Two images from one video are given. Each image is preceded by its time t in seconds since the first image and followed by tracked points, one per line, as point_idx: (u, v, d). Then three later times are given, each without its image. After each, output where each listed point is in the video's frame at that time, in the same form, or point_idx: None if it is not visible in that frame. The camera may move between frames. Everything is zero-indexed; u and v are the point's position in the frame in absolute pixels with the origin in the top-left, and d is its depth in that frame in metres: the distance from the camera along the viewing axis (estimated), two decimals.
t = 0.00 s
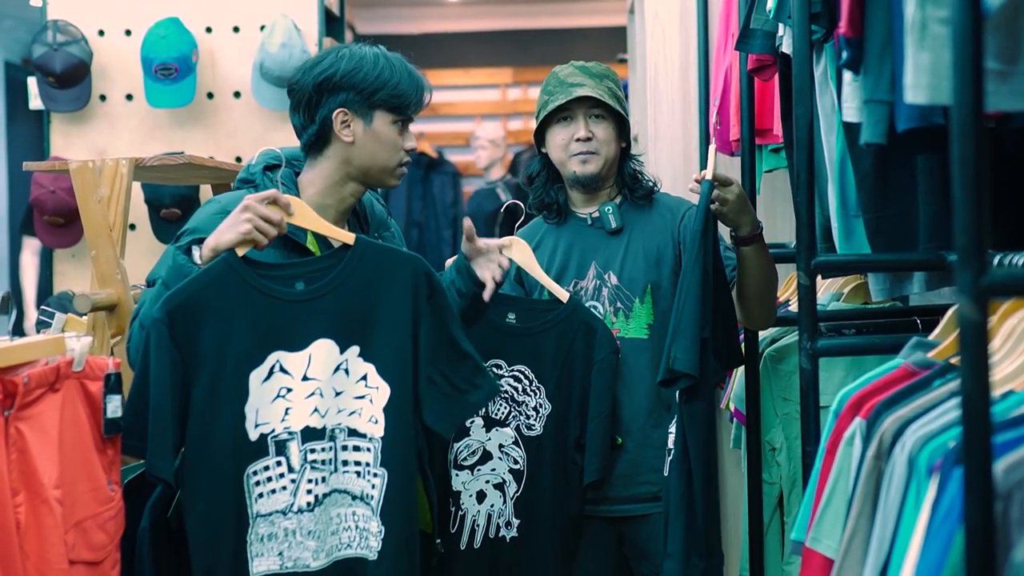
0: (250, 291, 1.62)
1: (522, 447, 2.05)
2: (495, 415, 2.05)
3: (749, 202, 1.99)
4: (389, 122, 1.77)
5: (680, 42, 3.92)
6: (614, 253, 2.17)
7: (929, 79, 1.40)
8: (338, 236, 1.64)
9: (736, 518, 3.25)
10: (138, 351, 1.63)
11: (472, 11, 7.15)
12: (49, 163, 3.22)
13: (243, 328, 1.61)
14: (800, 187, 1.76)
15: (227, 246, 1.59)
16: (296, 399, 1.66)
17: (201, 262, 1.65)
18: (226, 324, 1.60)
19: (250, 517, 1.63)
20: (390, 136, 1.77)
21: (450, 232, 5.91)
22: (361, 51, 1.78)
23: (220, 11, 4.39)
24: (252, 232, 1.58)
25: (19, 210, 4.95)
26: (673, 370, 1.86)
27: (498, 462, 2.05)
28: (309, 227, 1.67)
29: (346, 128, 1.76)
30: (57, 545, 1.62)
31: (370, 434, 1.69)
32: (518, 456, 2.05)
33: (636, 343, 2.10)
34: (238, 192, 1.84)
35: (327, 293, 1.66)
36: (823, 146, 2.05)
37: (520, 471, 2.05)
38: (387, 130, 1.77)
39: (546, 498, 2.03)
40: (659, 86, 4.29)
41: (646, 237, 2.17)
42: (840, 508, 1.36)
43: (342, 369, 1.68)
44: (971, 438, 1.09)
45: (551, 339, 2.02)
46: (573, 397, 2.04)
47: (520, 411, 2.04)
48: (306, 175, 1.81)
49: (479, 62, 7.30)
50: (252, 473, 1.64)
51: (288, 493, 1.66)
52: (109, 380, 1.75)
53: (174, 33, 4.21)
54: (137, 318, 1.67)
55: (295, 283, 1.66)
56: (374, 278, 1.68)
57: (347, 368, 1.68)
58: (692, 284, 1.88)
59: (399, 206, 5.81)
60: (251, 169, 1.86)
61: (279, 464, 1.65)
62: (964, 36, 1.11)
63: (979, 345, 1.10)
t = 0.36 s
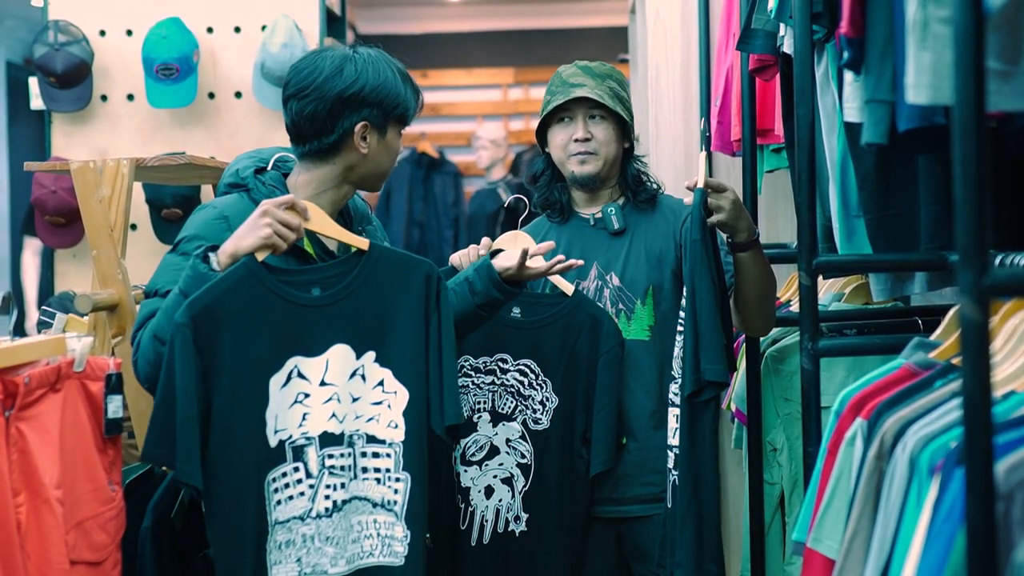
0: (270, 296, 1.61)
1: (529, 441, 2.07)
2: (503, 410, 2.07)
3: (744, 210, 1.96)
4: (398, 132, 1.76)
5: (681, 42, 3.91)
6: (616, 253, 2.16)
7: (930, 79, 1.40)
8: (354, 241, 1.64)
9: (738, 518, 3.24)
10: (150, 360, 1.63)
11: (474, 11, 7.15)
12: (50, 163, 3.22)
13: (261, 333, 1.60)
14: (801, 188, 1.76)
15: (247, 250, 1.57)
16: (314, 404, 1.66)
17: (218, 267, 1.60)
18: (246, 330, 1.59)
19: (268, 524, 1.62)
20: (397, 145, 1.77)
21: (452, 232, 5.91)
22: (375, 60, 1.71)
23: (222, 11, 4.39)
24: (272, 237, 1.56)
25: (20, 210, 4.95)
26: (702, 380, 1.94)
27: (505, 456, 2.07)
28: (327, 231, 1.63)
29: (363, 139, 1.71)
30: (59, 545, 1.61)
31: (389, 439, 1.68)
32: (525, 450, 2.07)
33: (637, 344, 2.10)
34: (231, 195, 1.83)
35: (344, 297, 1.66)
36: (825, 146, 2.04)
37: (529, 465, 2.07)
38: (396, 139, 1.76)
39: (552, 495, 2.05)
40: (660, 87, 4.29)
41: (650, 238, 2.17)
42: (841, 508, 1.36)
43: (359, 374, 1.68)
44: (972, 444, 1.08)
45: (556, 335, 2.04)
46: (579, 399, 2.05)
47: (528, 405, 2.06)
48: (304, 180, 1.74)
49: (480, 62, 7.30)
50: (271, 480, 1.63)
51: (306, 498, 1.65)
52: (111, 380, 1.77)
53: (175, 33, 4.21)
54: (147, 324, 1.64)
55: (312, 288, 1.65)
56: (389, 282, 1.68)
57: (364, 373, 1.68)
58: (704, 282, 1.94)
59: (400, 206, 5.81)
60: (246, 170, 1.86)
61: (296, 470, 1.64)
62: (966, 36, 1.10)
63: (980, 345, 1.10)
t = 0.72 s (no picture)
0: (276, 293, 1.60)
1: (528, 438, 2.07)
2: (501, 408, 2.07)
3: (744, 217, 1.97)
4: (400, 133, 1.76)
5: (682, 42, 3.91)
6: (618, 253, 2.17)
7: (931, 80, 1.40)
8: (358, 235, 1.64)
9: (739, 519, 3.24)
10: (151, 357, 1.65)
11: (476, 11, 7.15)
12: (52, 163, 3.23)
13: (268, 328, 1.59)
14: (802, 187, 1.76)
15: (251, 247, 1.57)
16: (323, 399, 1.65)
17: (221, 264, 1.60)
18: (252, 326, 1.57)
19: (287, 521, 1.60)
20: (398, 147, 1.77)
21: (453, 232, 5.91)
22: (380, 62, 1.72)
23: (223, 12, 4.39)
24: (274, 232, 1.55)
25: (22, 210, 4.96)
26: (681, 383, 1.92)
27: (503, 455, 2.07)
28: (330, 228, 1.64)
29: (366, 139, 1.71)
30: (60, 545, 1.61)
31: (397, 431, 1.69)
32: (524, 448, 2.06)
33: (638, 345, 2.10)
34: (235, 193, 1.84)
35: (350, 291, 1.66)
36: (826, 147, 2.04)
37: (526, 463, 2.07)
38: (397, 141, 1.76)
39: (551, 495, 2.06)
40: (662, 87, 4.28)
41: (652, 240, 2.17)
42: (842, 509, 1.36)
43: (365, 368, 1.68)
44: (972, 444, 1.08)
45: (557, 334, 2.05)
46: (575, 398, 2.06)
47: (526, 402, 2.06)
48: (306, 182, 1.74)
49: (482, 62, 7.30)
50: (286, 476, 1.61)
51: (320, 493, 1.64)
52: (112, 381, 1.77)
53: (177, 33, 4.22)
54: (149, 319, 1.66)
55: (315, 284, 1.65)
56: (393, 276, 1.69)
57: (370, 367, 1.68)
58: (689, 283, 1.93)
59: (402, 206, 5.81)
60: (249, 169, 1.87)
61: (308, 466, 1.63)
62: (966, 37, 1.10)
63: (980, 346, 1.10)
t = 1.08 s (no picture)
0: (276, 284, 1.61)
1: (524, 436, 2.03)
2: (497, 405, 2.04)
3: (740, 222, 1.98)
4: (374, 138, 1.74)
5: (682, 42, 3.91)
6: (620, 257, 2.17)
7: (929, 81, 1.40)
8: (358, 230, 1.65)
9: (738, 519, 3.25)
10: (150, 347, 1.66)
11: (475, 11, 7.15)
12: (52, 164, 3.23)
13: (270, 322, 1.61)
14: (801, 186, 1.76)
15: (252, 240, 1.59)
16: (321, 390, 1.66)
17: (225, 254, 1.61)
18: (255, 319, 1.60)
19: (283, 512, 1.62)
20: (372, 151, 1.75)
21: (453, 233, 5.91)
22: (375, 62, 1.76)
23: (223, 12, 4.39)
24: (274, 224, 1.57)
25: (22, 210, 4.96)
26: (664, 371, 1.85)
27: (497, 453, 2.04)
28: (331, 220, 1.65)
29: (333, 131, 1.75)
30: (60, 546, 1.61)
31: (392, 423, 1.71)
32: (519, 446, 2.03)
33: (639, 347, 2.11)
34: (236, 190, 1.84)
35: (351, 283, 1.66)
36: (825, 148, 2.05)
37: (521, 461, 2.03)
38: (370, 145, 1.74)
39: (546, 491, 2.02)
40: (662, 87, 4.28)
41: (654, 244, 2.17)
42: (841, 510, 1.36)
43: (364, 359, 1.70)
44: (970, 445, 1.09)
45: (554, 330, 2.01)
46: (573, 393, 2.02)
47: (523, 400, 2.02)
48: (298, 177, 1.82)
49: (482, 63, 7.30)
50: (284, 468, 1.63)
51: (316, 484, 1.65)
52: (112, 381, 1.77)
53: (177, 34, 4.22)
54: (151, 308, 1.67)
55: (317, 276, 1.65)
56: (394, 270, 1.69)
57: (368, 358, 1.70)
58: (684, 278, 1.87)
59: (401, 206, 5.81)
60: (250, 167, 1.88)
61: (305, 457, 1.65)
62: (964, 38, 1.11)
63: (979, 347, 1.10)
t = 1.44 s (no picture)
0: (271, 276, 1.62)
1: (528, 436, 2.04)
2: (502, 406, 2.04)
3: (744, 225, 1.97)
4: (357, 117, 1.76)
5: (686, 42, 3.91)
6: (624, 258, 2.17)
7: (934, 82, 1.40)
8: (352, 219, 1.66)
9: (741, 520, 3.25)
10: (150, 341, 1.67)
11: (478, 12, 7.15)
12: (56, 164, 3.23)
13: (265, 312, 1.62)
14: (806, 190, 1.75)
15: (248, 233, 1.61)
16: (318, 378, 1.67)
17: (220, 246, 1.64)
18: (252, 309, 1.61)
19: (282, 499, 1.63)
20: (356, 129, 1.75)
21: (457, 233, 5.91)
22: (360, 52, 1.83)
23: (227, 12, 4.40)
24: (269, 215, 1.59)
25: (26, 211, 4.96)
26: (686, 365, 1.82)
27: (503, 453, 2.04)
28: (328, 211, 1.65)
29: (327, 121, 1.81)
30: (64, 546, 1.61)
31: (394, 410, 1.70)
32: (523, 446, 2.04)
33: (642, 348, 2.11)
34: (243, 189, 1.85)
35: (348, 272, 1.67)
36: (829, 149, 2.04)
37: (525, 462, 2.03)
38: (354, 123, 1.76)
39: (550, 489, 2.02)
40: (666, 87, 4.28)
41: (659, 245, 2.17)
42: (846, 509, 1.35)
43: (363, 348, 1.69)
44: (975, 448, 1.08)
45: (557, 330, 2.01)
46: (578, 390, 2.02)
47: (527, 401, 2.02)
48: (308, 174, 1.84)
49: (485, 63, 7.30)
50: (282, 455, 1.63)
51: (315, 471, 1.66)
52: (116, 381, 1.77)
53: (180, 34, 4.22)
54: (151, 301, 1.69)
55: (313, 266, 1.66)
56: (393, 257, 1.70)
57: (368, 347, 1.70)
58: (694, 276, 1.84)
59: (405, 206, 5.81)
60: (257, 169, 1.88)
61: (303, 444, 1.65)
62: (969, 39, 1.10)
63: (983, 347, 1.10)
